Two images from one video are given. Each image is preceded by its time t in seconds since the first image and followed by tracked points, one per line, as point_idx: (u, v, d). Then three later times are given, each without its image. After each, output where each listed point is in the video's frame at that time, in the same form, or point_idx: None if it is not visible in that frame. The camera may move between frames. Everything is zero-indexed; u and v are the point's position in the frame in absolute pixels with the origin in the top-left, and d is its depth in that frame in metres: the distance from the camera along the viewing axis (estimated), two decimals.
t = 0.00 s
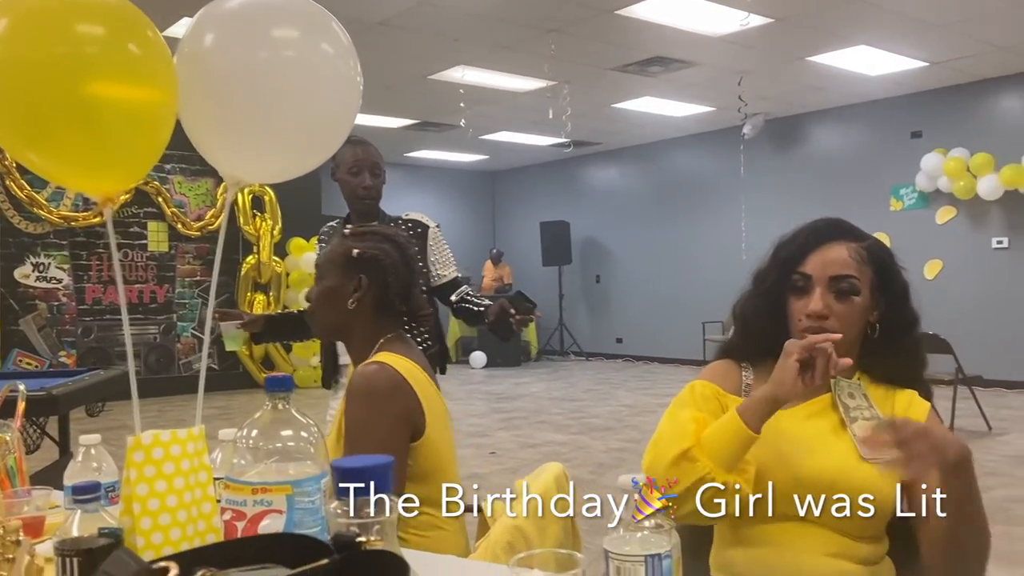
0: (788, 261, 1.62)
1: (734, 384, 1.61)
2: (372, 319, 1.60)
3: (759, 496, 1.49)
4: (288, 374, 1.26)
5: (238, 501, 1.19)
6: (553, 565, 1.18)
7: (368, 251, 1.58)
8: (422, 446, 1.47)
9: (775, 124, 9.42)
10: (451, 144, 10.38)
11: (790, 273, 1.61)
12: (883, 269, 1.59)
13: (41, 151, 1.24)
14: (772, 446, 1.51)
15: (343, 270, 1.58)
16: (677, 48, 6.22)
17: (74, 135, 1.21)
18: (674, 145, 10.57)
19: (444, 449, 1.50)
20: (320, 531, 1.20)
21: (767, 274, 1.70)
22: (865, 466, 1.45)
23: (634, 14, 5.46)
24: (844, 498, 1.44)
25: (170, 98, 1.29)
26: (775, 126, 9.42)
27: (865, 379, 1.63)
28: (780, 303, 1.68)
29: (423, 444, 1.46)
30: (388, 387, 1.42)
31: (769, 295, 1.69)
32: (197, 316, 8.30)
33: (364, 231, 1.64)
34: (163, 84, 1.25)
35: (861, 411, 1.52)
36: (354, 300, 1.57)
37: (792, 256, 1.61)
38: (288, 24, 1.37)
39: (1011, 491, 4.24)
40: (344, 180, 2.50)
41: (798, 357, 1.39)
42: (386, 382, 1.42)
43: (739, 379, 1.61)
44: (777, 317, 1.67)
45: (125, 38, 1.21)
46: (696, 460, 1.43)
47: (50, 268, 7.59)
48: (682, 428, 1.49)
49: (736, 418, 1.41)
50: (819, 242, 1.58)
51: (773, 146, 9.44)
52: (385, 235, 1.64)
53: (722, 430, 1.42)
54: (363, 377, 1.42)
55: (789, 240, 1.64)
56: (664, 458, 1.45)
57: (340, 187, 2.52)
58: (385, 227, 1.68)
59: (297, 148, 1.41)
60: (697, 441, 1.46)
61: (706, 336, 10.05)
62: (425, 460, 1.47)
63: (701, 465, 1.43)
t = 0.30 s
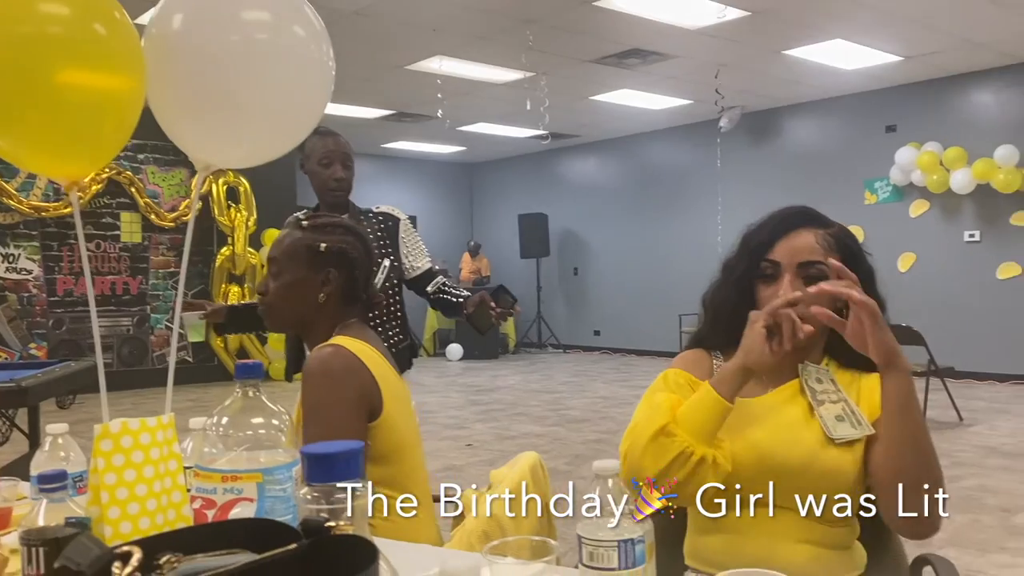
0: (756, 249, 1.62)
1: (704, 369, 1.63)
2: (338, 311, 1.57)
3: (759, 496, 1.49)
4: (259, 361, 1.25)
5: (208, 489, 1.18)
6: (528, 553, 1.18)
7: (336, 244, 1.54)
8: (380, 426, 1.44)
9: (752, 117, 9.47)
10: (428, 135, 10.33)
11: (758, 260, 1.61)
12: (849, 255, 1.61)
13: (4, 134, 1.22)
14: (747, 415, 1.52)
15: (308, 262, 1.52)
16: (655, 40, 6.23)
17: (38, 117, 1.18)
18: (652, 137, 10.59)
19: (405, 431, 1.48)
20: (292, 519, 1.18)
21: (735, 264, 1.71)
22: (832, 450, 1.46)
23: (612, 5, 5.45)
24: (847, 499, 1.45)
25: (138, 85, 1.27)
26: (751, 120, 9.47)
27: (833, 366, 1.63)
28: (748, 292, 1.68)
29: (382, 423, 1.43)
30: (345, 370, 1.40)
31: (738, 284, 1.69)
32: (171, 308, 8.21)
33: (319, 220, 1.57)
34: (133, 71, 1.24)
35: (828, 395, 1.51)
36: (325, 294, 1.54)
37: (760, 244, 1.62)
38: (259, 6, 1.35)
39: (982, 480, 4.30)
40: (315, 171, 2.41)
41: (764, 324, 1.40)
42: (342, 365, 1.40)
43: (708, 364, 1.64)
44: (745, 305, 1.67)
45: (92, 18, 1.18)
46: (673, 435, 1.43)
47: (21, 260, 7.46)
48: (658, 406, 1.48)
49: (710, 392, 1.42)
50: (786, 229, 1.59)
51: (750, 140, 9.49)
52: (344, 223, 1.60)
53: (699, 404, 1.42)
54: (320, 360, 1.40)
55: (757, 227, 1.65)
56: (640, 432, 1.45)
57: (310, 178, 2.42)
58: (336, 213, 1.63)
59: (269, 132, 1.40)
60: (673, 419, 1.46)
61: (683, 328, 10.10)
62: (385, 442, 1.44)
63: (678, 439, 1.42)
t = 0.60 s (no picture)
0: (728, 242, 1.64)
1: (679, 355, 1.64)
2: (303, 303, 1.57)
3: (760, 496, 1.47)
4: (232, 353, 1.24)
5: (180, 482, 1.16)
6: (505, 545, 1.17)
7: (301, 239, 1.53)
8: (338, 412, 1.44)
9: (731, 110, 9.50)
10: (407, 127, 10.28)
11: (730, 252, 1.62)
12: (816, 244, 1.61)
13: None
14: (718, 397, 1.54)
15: (276, 258, 1.50)
16: (634, 32, 6.23)
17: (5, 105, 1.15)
18: (631, 130, 10.60)
19: (368, 417, 1.47)
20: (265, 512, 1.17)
21: (705, 256, 1.72)
22: (802, 436, 1.46)
23: None
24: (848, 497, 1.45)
25: (107, 75, 1.25)
26: (730, 113, 9.51)
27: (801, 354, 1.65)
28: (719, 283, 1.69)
29: (340, 411, 1.43)
30: (302, 358, 1.40)
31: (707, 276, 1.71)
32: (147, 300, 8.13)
33: (279, 214, 1.55)
34: (102, 60, 1.21)
35: (797, 383, 1.52)
36: (293, 288, 1.53)
37: (731, 236, 1.63)
38: None
39: (956, 470, 4.35)
40: (286, 163, 2.33)
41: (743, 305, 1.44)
42: (300, 354, 1.40)
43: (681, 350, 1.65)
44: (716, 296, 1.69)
45: (59, 5, 1.15)
46: (656, 406, 1.46)
47: None
48: (641, 381, 1.52)
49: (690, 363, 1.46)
50: (756, 221, 1.61)
51: (727, 132, 9.54)
52: (303, 216, 1.59)
53: (681, 376, 1.45)
54: (277, 349, 1.41)
55: (728, 220, 1.66)
56: (626, 406, 1.47)
57: (281, 171, 2.35)
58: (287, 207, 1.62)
59: (240, 121, 1.38)
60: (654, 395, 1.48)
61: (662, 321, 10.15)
62: (346, 428, 1.44)
63: (663, 411, 1.45)
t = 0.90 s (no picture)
0: (700, 231, 1.63)
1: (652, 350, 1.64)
2: (264, 295, 1.56)
3: (761, 495, 1.47)
4: (205, 341, 1.23)
5: (153, 471, 1.15)
6: (482, 532, 1.18)
7: (263, 230, 1.52)
8: (303, 401, 1.45)
9: (711, 103, 9.53)
10: (387, 118, 10.24)
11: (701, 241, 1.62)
12: (786, 234, 1.62)
13: None
14: (704, 401, 1.53)
15: (239, 251, 1.49)
16: (613, 24, 6.23)
17: None
18: (611, 123, 10.61)
19: (334, 405, 1.50)
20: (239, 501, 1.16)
21: (677, 248, 1.73)
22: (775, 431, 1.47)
23: None
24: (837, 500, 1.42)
25: (77, 63, 1.23)
26: (709, 106, 9.54)
27: (776, 344, 1.66)
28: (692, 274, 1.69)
29: (305, 399, 1.45)
30: (263, 350, 1.41)
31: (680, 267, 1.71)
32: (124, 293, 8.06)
33: (235, 208, 1.54)
34: (72, 50, 1.19)
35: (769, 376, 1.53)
36: (258, 280, 1.53)
37: (702, 226, 1.63)
38: None
39: (931, 459, 4.40)
40: (258, 154, 2.32)
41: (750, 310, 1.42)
42: (261, 347, 1.42)
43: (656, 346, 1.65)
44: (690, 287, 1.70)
45: None
46: (634, 408, 1.45)
47: None
48: (624, 378, 1.50)
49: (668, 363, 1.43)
50: (726, 211, 1.61)
51: (707, 125, 9.57)
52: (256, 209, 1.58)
53: (663, 382, 1.40)
54: (239, 343, 1.42)
55: (699, 210, 1.67)
56: (604, 406, 1.46)
57: (251, 163, 2.33)
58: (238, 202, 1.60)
59: (212, 107, 1.37)
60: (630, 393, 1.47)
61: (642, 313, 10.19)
62: (315, 414, 1.47)
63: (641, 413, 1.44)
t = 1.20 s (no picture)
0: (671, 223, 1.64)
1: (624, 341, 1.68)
2: (227, 290, 1.56)
3: (763, 496, 1.51)
4: (179, 336, 1.22)
5: (125, 466, 1.14)
6: (459, 527, 1.18)
7: (224, 227, 1.51)
8: (264, 388, 1.48)
9: (693, 98, 9.56)
10: (368, 112, 10.20)
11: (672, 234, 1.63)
12: (757, 225, 1.63)
13: None
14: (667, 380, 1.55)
15: (199, 250, 1.48)
16: (594, 18, 6.23)
17: None
18: (594, 117, 10.62)
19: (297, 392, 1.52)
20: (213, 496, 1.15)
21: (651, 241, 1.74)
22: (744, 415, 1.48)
23: None
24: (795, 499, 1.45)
25: (48, 53, 1.21)
26: (691, 101, 9.57)
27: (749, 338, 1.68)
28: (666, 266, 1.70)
29: (267, 385, 1.47)
30: (222, 338, 1.43)
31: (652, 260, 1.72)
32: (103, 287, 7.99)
33: (195, 206, 1.51)
34: (43, 41, 1.17)
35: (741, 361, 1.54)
36: (220, 278, 1.52)
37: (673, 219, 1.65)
38: None
39: (909, 451, 4.44)
40: (232, 151, 2.29)
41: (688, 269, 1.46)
42: (218, 336, 1.43)
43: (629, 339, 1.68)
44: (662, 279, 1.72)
45: None
46: (587, 383, 1.49)
47: None
48: (574, 362, 1.55)
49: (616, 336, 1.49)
50: (697, 203, 1.62)
51: (688, 120, 9.60)
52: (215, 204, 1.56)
53: (610, 350, 1.49)
54: (199, 334, 1.43)
55: (670, 202, 1.68)
56: (559, 385, 1.50)
57: (224, 160, 2.31)
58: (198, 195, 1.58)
59: (187, 99, 1.36)
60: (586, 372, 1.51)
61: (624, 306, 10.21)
62: (276, 399, 1.48)
63: (593, 386, 1.47)
